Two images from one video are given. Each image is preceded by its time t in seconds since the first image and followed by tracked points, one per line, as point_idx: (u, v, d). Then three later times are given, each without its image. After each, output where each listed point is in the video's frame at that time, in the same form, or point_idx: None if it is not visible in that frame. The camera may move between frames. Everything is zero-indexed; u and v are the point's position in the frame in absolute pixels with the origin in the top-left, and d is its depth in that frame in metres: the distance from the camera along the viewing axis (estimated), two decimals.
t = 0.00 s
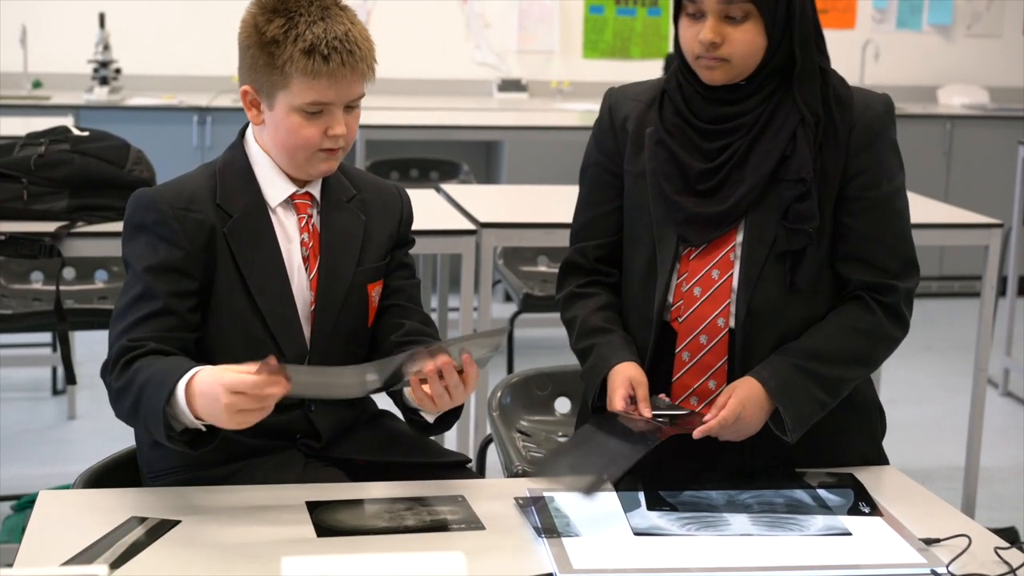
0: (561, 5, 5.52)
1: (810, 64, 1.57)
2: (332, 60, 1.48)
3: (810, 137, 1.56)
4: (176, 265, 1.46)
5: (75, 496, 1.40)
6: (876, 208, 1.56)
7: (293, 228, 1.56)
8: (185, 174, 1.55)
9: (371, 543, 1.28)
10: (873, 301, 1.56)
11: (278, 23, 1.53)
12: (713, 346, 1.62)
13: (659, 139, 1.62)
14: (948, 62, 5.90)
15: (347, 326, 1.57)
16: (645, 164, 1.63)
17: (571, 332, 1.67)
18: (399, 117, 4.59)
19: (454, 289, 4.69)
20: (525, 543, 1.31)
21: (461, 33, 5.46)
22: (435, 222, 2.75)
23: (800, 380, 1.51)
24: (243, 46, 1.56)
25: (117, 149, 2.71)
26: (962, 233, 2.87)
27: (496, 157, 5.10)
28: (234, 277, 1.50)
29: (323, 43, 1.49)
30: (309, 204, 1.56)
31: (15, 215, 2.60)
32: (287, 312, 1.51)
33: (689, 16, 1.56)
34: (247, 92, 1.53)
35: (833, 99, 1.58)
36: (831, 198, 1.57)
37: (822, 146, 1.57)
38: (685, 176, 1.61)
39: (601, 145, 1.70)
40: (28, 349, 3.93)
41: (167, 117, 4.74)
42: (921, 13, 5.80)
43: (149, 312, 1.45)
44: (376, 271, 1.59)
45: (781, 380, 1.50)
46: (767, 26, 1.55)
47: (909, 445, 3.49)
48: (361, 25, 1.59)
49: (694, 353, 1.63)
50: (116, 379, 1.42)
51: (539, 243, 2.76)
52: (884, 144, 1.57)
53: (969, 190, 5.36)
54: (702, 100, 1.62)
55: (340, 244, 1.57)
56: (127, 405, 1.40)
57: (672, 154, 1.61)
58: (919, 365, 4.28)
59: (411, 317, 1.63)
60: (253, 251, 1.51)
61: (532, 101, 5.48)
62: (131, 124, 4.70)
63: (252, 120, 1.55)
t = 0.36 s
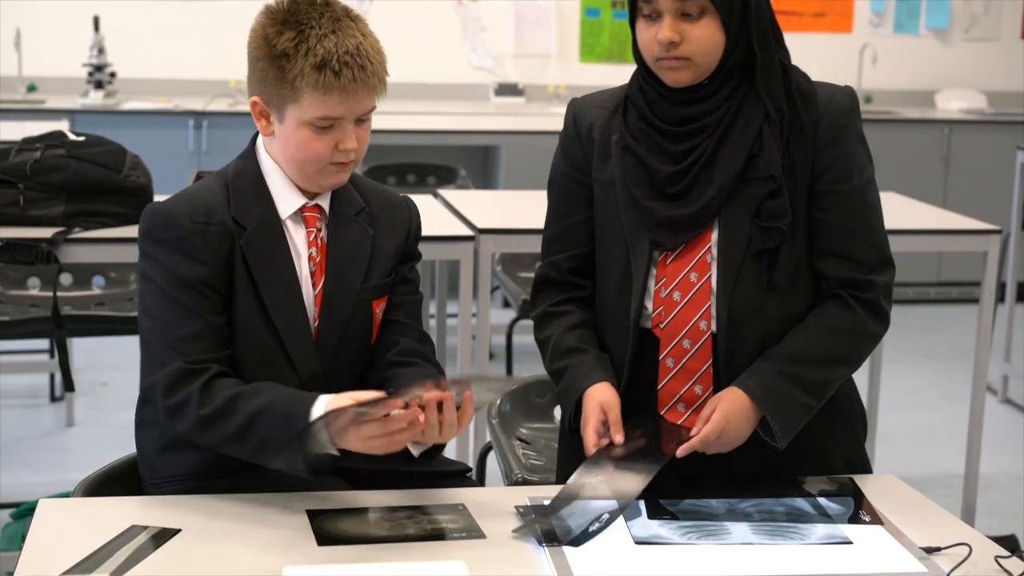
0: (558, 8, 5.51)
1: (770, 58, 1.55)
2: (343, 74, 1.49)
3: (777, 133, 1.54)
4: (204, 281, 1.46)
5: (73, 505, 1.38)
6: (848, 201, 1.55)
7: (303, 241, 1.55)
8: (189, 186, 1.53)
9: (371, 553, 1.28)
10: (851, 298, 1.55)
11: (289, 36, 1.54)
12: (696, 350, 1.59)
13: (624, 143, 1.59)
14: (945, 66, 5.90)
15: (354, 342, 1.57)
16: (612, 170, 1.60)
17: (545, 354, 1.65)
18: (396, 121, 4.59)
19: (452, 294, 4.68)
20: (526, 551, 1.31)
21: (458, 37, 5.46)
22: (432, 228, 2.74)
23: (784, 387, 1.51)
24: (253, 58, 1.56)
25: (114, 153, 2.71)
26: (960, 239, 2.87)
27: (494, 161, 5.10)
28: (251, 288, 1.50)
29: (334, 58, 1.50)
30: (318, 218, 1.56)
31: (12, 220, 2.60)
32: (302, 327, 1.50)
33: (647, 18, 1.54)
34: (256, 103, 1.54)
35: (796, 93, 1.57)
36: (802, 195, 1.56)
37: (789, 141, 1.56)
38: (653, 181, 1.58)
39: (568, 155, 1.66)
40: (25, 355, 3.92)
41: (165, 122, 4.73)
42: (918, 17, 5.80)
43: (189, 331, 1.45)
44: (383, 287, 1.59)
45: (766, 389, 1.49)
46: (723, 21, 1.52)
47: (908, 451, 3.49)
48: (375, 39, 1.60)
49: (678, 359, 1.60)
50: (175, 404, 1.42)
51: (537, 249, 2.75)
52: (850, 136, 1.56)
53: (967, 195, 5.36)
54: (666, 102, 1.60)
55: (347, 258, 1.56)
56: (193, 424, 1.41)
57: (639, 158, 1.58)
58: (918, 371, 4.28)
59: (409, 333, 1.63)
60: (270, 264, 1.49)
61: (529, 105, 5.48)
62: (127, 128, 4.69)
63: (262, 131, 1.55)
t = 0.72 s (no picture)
0: (560, 20, 5.52)
1: (753, 67, 1.56)
2: (374, 105, 1.39)
3: (765, 139, 1.54)
4: (240, 304, 1.40)
5: (69, 511, 1.38)
6: (834, 205, 1.55)
7: (331, 266, 1.49)
8: (218, 200, 1.45)
9: (366, 560, 1.27)
10: (841, 302, 1.57)
11: (318, 65, 1.44)
12: (693, 356, 1.58)
13: (612, 154, 1.58)
14: (947, 78, 5.90)
15: (377, 369, 1.53)
16: (600, 181, 1.57)
17: (528, 372, 1.60)
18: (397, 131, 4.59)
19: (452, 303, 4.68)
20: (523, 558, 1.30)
21: (461, 49, 5.47)
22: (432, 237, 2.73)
23: (786, 395, 1.51)
24: (281, 84, 1.47)
25: (114, 163, 2.72)
26: (961, 249, 2.86)
27: (495, 171, 5.10)
28: (281, 312, 1.43)
29: (365, 87, 1.40)
30: (346, 241, 1.49)
31: (13, 229, 2.61)
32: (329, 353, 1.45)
33: (632, 33, 1.51)
34: (284, 127, 1.44)
35: (779, 99, 1.57)
36: (791, 199, 1.56)
37: (777, 147, 1.56)
38: (643, 190, 1.57)
39: (543, 167, 1.61)
40: (24, 361, 3.92)
41: (166, 131, 4.74)
42: (920, 29, 5.81)
43: (222, 353, 1.39)
44: (405, 311, 1.53)
45: (771, 398, 1.49)
46: (711, 33, 1.51)
47: (907, 460, 3.48)
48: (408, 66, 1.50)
49: (674, 366, 1.58)
50: (206, 430, 1.37)
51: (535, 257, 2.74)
52: (832, 140, 1.57)
53: (968, 206, 5.35)
54: (651, 112, 1.58)
55: (375, 281, 1.50)
56: (217, 453, 1.36)
57: (627, 167, 1.57)
58: (917, 381, 4.27)
59: (426, 360, 1.60)
60: (302, 289, 1.43)
61: (530, 115, 5.48)
62: (128, 136, 4.70)
63: (292, 155, 1.46)
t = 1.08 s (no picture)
0: (557, 19, 5.53)
1: (745, 68, 1.57)
2: (406, 127, 1.33)
3: (759, 140, 1.56)
4: (276, 318, 1.36)
5: (67, 511, 1.38)
6: (825, 206, 1.58)
7: (354, 289, 1.44)
8: (249, 214, 1.42)
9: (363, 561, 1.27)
10: (833, 312, 1.60)
11: (349, 84, 1.38)
12: (692, 360, 1.58)
13: (606, 158, 1.58)
14: (943, 77, 5.92)
15: (393, 395, 1.50)
16: (595, 184, 1.58)
17: (521, 382, 1.58)
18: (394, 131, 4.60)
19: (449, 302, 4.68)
20: (521, 559, 1.29)
21: (457, 48, 5.48)
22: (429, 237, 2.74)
23: (802, 419, 1.54)
24: (310, 105, 1.40)
25: (113, 163, 2.72)
26: (957, 248, 2.87)
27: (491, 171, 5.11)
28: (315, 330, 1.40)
29: (396, 108, 1.34)
30: (372, 266, 1.45)
31: (12, 230, 2.60)
32: (349, 380, 1.42)
33: (628, 37, 1.51)
34: (315, 147, 1.38)
35: (770, 99, 1.59)
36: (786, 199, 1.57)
37: (770, 148, 1.57)
38: (639, 194, 1.57)
39: (532, 171, 1.60)
40: (22, 362, 3.92)
41: (164, 131, 4.74)
42: (915, 28, 5.82)
43: (266, 358, 1.33)
44: (425, 339, 1.51)
45: (795, 428, 1.53)
46: (708, 37, 1.52)
47: (904, 459, 3.49)
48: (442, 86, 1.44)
49: (673, 371, 1.58)
50: (247, 433, 1.30)
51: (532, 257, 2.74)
52: (821, 142, 1.59)
53: (964, 205, 5.37)
54: (643, 115, 1.58)
55: (400, 306, 1.47)
56: (255, 456, 1.29)
57: (623, 170, 1.57)
58: (913, 380, 4.29)
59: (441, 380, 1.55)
60: (332, 310, 1.40)
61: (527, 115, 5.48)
62: (126, 137, 4.71)
63: (322, 173, 1.39)
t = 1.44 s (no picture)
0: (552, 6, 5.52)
1: (744, 57, 1.58)
2: (431, 136, 1.33)
3: (759, 131, 1.57)
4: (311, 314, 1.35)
5: (67, 503, 1.39)
6: (824, 196, 1.59)
7: (378, 295, 1.45)
8: (284, 209, 1.42)
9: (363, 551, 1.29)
10: (837, 317, 1.59)
11: (378, 88, 1.38)
12: (690, 354, 1.60)
13: (608, 150, 1.58)
14: (937, 63, 5.92)
15: (416, 391, 1.51)
16: (597, 176, 1.58)
17: (522, 376, 1.58)
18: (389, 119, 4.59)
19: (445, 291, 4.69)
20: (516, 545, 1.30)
21: (452, 35, 5.47)
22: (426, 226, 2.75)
23: (803, 424, 1.55)
24: (342, 105, 1.42)
25: (110, 153, 2.72)
26: (952, 235, 2.88)
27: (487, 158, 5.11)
28: (347, 330, 1.40)
29: (423, 117, 1.34)
30: (396, 271, 1.45)
31: (9, 221, 2.60)
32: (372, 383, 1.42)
33: (630, 29, 1.51)
34: (341, 147, 1.39)
35: (769, 89, 1.59)
36: (785, 188, 1.58)
37: (770, 139, 1.58)
38: (641, 186, 1.58)
39: (533, 162, 1.61)
40: (20, 354, 3.93)
41: (159, 121, 4.74)
42: (910, 14, 5.82)
43: (299, 348, 1.32)
44: (447, 343, 1.53)
45: (793, 433, 1.53)
46: (709, 28, 1.52)
47: (898, 446, 3.51)
48: (474, 96, 1.44)
49: (671, 365, 1.60)
50: (278, 417, 1.29)
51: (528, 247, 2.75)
52: (819, 131, 1.60)
53: (958, 192, 5.38)
54: (644, 106, 1.59)
55: (425, 312, 1.48)
56: (286, 439, 1.27)
57: (623, 162, 1.58)
58: (908, 367, 4.31)
59: (460, 380, 1.56)
60: (362, 311, 1.40)
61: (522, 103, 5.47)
62: (121, 127, 4.70)
63: (347, 174, 1.40)
